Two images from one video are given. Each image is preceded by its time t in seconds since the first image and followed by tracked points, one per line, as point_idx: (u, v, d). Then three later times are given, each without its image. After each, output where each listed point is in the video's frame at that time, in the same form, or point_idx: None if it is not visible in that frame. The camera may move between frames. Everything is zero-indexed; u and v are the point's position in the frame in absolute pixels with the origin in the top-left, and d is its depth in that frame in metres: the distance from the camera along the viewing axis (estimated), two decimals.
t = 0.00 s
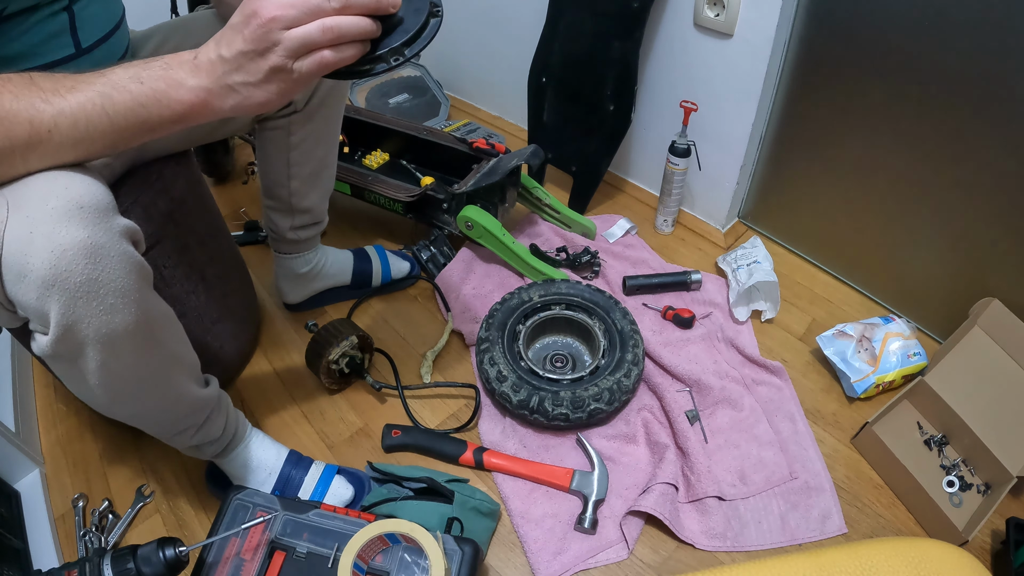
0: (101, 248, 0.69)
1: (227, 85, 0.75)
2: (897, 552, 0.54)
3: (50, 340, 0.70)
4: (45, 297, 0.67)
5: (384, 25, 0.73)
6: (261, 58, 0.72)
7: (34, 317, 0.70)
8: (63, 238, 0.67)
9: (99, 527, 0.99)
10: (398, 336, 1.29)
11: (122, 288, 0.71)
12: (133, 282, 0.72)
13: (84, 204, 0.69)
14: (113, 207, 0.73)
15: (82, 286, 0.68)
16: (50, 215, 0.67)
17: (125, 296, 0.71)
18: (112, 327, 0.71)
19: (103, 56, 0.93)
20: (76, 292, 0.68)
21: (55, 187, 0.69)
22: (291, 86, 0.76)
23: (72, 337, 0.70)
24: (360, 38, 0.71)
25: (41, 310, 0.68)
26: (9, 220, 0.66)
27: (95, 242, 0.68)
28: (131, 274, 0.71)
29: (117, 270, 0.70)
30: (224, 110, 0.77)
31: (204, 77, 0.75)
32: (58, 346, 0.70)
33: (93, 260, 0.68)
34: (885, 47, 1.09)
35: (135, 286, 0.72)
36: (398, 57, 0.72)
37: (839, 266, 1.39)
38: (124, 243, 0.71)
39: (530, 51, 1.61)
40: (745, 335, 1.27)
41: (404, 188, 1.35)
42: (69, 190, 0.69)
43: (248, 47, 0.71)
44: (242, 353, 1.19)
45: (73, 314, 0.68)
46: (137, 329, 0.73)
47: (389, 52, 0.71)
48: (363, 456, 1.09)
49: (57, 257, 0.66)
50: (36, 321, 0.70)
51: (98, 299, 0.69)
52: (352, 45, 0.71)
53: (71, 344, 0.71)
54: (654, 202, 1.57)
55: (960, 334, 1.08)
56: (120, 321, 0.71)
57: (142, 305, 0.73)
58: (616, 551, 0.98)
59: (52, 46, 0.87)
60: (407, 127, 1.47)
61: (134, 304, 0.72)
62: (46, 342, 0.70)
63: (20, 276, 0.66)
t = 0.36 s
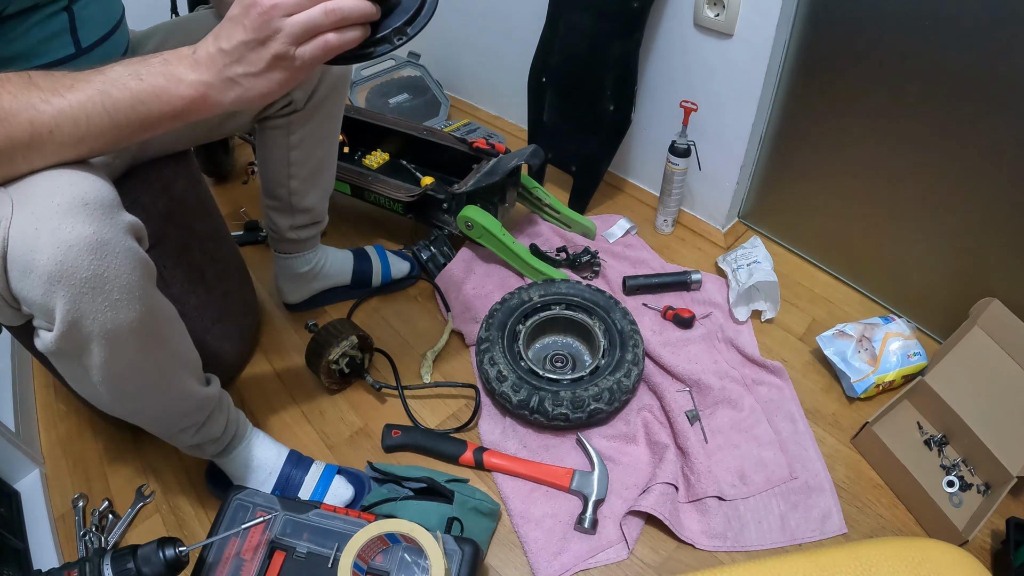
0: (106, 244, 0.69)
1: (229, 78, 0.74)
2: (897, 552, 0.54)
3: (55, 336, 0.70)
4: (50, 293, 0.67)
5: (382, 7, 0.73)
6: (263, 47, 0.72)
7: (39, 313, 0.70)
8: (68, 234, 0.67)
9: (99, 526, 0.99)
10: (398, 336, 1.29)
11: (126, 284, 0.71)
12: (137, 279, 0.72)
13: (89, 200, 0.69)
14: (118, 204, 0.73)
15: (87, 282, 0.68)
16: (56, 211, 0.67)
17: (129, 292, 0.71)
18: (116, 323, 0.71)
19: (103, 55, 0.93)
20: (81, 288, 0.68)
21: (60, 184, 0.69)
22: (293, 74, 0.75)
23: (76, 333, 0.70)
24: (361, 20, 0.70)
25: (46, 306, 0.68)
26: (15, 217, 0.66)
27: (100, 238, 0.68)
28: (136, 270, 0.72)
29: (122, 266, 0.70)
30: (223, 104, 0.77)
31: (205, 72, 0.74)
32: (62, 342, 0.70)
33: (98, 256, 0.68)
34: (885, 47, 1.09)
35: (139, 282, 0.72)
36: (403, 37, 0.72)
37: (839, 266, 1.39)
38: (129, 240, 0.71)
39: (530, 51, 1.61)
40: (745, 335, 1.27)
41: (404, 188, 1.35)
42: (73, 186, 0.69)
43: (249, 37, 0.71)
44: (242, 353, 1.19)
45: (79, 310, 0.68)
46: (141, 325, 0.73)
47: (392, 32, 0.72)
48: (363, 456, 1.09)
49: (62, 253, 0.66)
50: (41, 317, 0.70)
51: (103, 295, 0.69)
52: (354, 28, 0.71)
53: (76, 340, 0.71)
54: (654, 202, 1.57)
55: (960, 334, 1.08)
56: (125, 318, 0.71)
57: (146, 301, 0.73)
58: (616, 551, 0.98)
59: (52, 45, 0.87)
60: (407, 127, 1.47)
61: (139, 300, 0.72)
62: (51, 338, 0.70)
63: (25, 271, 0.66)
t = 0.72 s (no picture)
0: (105, 243, 0.69)
1: (229, 78, 0.74)
2: (898, 552, 0.54)
3: (54, 336, 0.69)
4: (49, 291, 0.67)
5: None
6: (247, 28, 0.70)
7: (38, 313, 0.70)
8: (67, 232, 0.67)
9: (99, 526, 0.99)
10: (398, 336, 1.29)
11: (125, 283, 0.71)
12: (136, 277, 0.72)
13: (87, 199, 0.69)
14: (116, 203, 0.73)
15: (86, 281, 0.68)
16: (54, 210, 0.67)
17: (128, 290, 0.71)
18: (115, 322, 0.71)
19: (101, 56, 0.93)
20: (80, 287, 0.68)
21: (59, 184, 0.69)
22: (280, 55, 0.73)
23: (75, 332, 0.70)
24: None
25: (46, 305, 0.68)
26: (14, 216, 0.66)
27: (99, 237, 0.68)
28: (134, 269, 0.72)
29: (120, 265, 0.70)
30: (214, 95, 0.75)
31: (194, 62, 0.73)
32: (62, 342, 0.70)
33: (97, 255, 0.68)
34: (885, 45, 1.09)
35: (138, 281, 0.72)
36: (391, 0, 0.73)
37: (839, 266, 1.39)
38: (127, 239, 0.71)
39: (530, 52, 1.61)
40: (745, 335, 1.27)
41: (404, 188, 1.35)
42: (72, 185, 0.69)
43: (232, 20, 0.70)
44: (242, 353, 1.19)
45: (78, 309, 0.68)
46: (140, 324, 0.73)
47: None
48: (363, 456, 1.09)
49: (62, 252, 0.66)
50: (40, 317, 0.70)
51: (102, 294, 0.69)
52: None
53: (75, 340, 0.70)
54: (654, 202, 1.57)
55: (960, 334, 1.08)
56: (124, 316, 0.71)
57: (145, 300, 0.73)
58: (616, 551, 0.98)
59: (50, 48, 0.87)
60: (407, 127, 1.47)
61: (138, 299, 0.72)
62: (50, 338, 0.69)
63: (25, 271, 0.66)
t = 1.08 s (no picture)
0: (113, 233, 0.69)
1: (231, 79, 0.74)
2: (897, 552, 0.54)
3: (62, 325, 0.69)
4: (58, 280, 0.67)
5: None
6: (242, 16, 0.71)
7: (46, 302, 0.70)
8: (77, 222, 0.67)
9: (99, 527, 0.99)
10: (398, 336, 1.29)
11: (133, 273, 0.71)
12: (143, 268, 0.72)
13: (96, 190, 0.69)
14: (124, 195, 0.73)
15: (95, 271, 0.68)
16: (64, 200, 0.67)
17: (136, 281, 0.71)
18: (122, 313, 0.71)
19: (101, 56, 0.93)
20: (88, 277, 0.68)
21: (67, 174, 0.69)
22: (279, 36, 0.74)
23: (82, 322, 0.70)
24: None
25: (54, 294, 0.68)
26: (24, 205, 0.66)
27: (108, 227, 0.68)
28: (142, 260, 0.72)
29: (128, 255, 0.70)
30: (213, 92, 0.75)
31: (192, 47, 0.74)
32: (69, 331, 0.70)
33: (106, 245, 0.68)
34: (885, 45, 1.09)
35: (145, 272, 0.72)
36: None
37: (839, 266, 1.39)
38: (135, 230, 0.72)
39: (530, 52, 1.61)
40: (745, 335, 1.27)
41: (404, 188, 1.35)
42: (80, 176, 0.69)
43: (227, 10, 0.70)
44: (242, 353, 1.19)
45: (86, 299, 0.68)
46: (146, 315, 0.73)
47: None
48: (363, 456, 1.09)
49: (71, 242, 0.66)
50: (48, 306, 0.70)
51: (110, 284, 0.69)
52: None
53: (82, 329, 0.70)
54: (654, 202, 1.57)
55: (960, 334, 1.08)
56: (131, 307, 0.71)
57: (151, 291, 0.73)
58: (617, 551, 0.98)
59: (50, 49, 0.87)
60: (407, 127, 1.47)
61: (145, 289, 0.72)
62: (57, 327, 0.69)
63: (34, 260, 0.66)
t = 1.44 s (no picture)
0: (107, 233, 0.69)
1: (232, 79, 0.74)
2: (897, 552, 0.54)
3: (57, 326, 0.69)
4: (53, 282, 0.67)
5: None
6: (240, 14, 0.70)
7: (41, 304, 0.70)
8: (70, 223, 0.67)
9: (99, 526, 0.99)
10: (398, 336, 1.29)
11: (127, 274, 0.71)
12: (138, 268, 0.72)
13: (89, 191, 0.69)
14: (117, 195, 0.73)
15: (90, 272, 0.68)
16: (57, 200, 0.67)
17: (130, 281, 0.71)
18: (118, 313, 0.71)
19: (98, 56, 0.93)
20: (83, 278, 0.68)
21: (60, 175, 0.69)
22: (256, 40, 0.71)
23: (78, 323, 0.70)
24: None
25: (48, 296, 0.68)
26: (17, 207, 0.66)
27: (102, 227, 0.68)
28: (136, 260, 0.72)
29: (122, 256, 0.70)
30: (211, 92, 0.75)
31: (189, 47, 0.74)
32: (64, 333, 0.70)
33: (100, 246, 0.68)
34: (885, 45, 1.09)
35: (140, 272, 0.72)
36: None
37: (839, 266, 1.39)
38: (129, 230, 0.72)
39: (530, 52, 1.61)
40: (745, 335, 1.27)
41: (404, 188, 1.35)
42: (73, 177, 0.69)
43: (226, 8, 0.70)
44: (242, 353, 1.19)
45: (81, 299, 0.68)
46: (142, 316, 0.73)
47: None
48: (363, 456, 1.10)
49: (65, 243, 0.66)
50: (43, 308, 0.70)
51: (105, 284, 0.69)
52: None
53: (78, 330, 0.70)
54: (654, 202, 1.57)
55: (960, 334, 1.08)
56: (126, 307, 0.71)
57: (146, 291, 0.73)
58: (616, 551, 0.98)
59: (46, 47, 0.87)
60: (407, 127, 1.47)
61: (140, 290, 0.72)
62: (53, 329, 0.69)
63: (28, 261, 0.66)
